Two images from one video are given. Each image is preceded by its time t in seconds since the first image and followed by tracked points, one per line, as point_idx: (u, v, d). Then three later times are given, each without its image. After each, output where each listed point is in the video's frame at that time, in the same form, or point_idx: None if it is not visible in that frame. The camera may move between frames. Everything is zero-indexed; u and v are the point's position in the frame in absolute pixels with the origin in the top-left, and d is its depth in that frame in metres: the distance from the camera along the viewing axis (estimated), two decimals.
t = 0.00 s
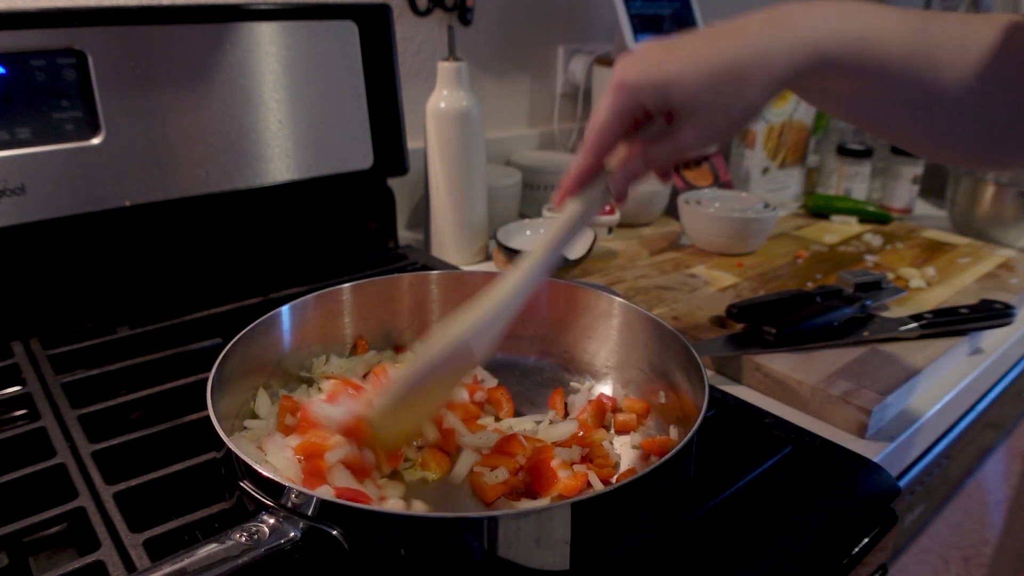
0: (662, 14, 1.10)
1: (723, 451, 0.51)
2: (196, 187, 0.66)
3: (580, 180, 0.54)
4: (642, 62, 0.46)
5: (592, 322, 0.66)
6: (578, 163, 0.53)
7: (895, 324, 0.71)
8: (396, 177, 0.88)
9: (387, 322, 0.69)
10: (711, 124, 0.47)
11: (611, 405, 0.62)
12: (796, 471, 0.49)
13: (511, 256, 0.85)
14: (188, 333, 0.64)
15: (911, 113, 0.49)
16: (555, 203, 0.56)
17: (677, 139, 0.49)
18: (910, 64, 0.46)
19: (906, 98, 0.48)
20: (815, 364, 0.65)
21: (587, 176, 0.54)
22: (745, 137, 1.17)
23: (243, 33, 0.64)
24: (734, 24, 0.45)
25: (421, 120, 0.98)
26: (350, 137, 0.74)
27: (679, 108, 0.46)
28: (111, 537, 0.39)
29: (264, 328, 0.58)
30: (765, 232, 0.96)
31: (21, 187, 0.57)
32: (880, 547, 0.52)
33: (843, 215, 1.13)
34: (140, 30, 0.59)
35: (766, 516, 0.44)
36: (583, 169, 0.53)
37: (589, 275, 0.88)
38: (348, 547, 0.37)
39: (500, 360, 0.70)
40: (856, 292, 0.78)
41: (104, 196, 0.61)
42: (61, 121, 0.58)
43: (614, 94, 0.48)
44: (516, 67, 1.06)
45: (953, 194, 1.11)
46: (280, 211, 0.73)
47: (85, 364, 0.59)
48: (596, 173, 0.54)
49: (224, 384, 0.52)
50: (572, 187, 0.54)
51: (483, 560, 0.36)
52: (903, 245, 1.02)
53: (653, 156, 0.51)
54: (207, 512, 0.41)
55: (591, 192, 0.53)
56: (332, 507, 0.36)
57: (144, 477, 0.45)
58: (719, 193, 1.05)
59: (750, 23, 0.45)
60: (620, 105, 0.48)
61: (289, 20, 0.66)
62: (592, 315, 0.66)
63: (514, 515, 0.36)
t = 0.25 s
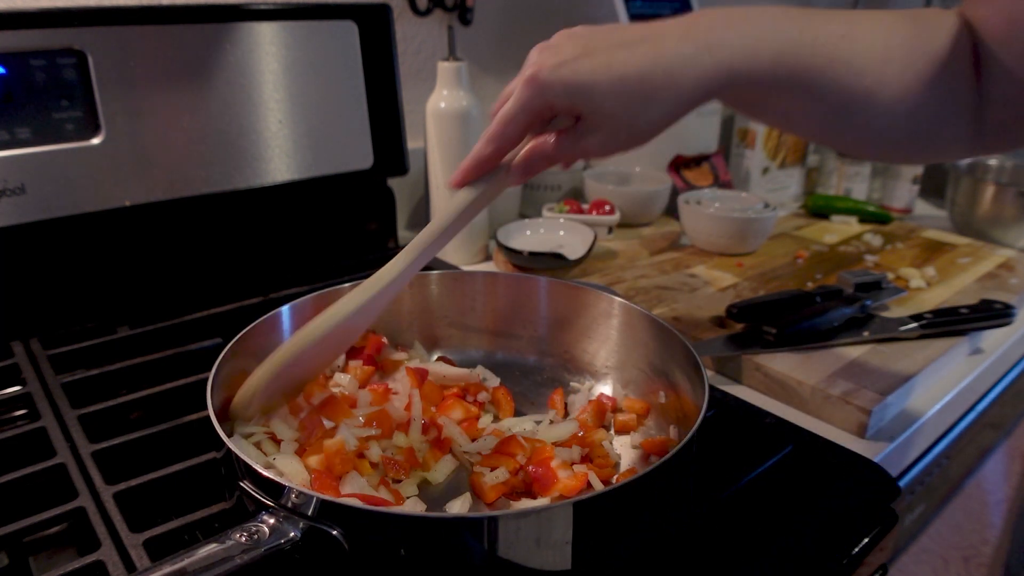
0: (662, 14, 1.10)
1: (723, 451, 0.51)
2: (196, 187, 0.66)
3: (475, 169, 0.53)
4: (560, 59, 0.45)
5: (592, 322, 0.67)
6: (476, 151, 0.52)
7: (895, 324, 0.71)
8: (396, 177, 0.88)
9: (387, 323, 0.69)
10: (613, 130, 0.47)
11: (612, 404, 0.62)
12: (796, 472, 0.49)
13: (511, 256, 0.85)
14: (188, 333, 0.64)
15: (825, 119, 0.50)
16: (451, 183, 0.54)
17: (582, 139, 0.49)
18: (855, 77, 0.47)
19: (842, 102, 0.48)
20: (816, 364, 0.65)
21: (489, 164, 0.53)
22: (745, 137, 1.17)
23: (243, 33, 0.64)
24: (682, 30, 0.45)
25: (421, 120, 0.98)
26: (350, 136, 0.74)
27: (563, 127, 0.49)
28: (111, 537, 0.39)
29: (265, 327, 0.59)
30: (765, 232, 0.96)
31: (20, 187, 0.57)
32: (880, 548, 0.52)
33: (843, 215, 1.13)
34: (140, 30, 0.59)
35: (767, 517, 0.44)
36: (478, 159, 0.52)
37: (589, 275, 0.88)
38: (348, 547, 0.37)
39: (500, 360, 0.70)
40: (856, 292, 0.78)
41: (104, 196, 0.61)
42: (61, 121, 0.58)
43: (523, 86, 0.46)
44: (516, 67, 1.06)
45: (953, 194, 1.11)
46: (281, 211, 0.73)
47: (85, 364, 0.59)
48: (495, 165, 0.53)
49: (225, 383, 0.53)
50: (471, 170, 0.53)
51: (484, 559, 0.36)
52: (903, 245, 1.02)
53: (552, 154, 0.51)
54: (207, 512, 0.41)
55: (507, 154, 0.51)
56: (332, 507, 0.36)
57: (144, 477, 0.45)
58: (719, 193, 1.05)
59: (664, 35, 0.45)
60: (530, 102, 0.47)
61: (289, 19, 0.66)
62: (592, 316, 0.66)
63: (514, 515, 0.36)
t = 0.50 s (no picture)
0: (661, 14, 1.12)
1: (723, 451, 0.51)
2: (196, 187, 0.66)
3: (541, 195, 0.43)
4: (626, 25, 0.36)
5: (592, 322, 0.66)
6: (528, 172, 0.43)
7: (895, 324, 0.71)
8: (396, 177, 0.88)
9: (387, 323, 0.69)
10: (684, 96, 0.41)
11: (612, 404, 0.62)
12: (795, 472, 0.49)
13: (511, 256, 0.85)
14: (188, 333, 0.64)
15: (834, 58, 0.50)
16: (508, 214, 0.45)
17: (637, 101, 0.42)
18: (862, 11, 0.46)
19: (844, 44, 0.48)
20: (815, 364, 0.65)
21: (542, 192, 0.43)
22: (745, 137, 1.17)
23: (243, 33, 0.64)
24: None
25: (421, 120, 0.98)
26: (350, 136, 0.74)
27: (552, 105, 0.42)
28: (111, 537, 0.39)
29: (263, 328, 0.59)
30: (765, 232, 0.96)
31: (20, 187, 0.57)
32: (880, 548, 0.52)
33: (843, 215, 1.13)
34: (140, 29, 0.59)
35: (766, 517, 0.44)
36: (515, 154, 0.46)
37: (589, 275, 0.88)
38: (348, 547, 0.37)
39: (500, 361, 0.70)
40: (856, 292, 0.78)
41: (104, 196, 0.61)
42: (61, 121, 0.58)
43: (588, 71, 0.36)
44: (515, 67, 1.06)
45: (953, 194, 1.11)
46: (280, 211, 0.73)
47: (85, 364, 0.59)
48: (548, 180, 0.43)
49: (224, 383, 0.53)
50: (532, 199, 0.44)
51: (483, 559, 0.36)
52: (903, 245, 1.02)
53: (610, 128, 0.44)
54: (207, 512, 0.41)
55: (531, 149, 0.43)
56: (332, 508, 0.36)
57: (144, 477, 0.45)
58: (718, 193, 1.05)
59: None
60: (603, 82, 0.37)
61: (289, 20, 0.66)
62: (593, 316, 0.66)
63: (514, 515, 0.36)
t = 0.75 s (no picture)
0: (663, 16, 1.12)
1: (723, 450, 0.51)
2: (196, 187, 0.66)
3: (451, 127, 0.52)
4: (514, 13, 0.44)
5: (592, 322, 0.66)
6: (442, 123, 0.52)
7: (895, 324, 0.71)
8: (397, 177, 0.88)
9: (387, 322, 0.69)
10: (573, 72, 0.48)
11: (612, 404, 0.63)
12: (795, 472, 0.49)
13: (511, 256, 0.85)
14: (187, 333, 0.64)
15: (776, 53, 0.52)
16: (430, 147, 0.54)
17: (540, 86, 0.50)
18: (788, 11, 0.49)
19: (779, 38, 0.51)
20: (815, 364, 0.65)
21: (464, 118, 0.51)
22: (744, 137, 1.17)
23: (243, 33, 0.64)
24: None
25: (421, 120, 0.98)
26: (350, 136, 0.74)
27: (528, 72, 0.48)
28: (111, 537, 0.39)
29: (264, 328, 0.59)
30: (765, 232, 0.96)
31: (20, 187, 0.57)
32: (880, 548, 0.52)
33: (843, 215, 1.14)
34: (141, 29, 0.59)
35: (767, 517, 0.44)
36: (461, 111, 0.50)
37: (589, 275, 0.88)
38: (348, 547, 0.37)
39: (500, 361, 0.70)
40: (856, 292, 0.78)
41: (104, 196, 0.61)
42: (61, 121, 0.58)
43: (484, 47, 0.45)
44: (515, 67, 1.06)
45: (954, 194, 1.11)
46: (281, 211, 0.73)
47: (85, 364, 0.59)
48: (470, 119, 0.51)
49: (224, 384, 0.53)
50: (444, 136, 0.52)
51: (483, 559, 0.36)
52: (903, 245, 1.02)
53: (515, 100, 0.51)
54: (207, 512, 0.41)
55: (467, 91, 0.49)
56: (332, 508, 0.36)
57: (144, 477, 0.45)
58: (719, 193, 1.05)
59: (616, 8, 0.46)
60: (496, 54, 0.46)
61: (289, 19, 0.66)
62: (593, 316, 0.66)
63: (514, 515, 0.36)
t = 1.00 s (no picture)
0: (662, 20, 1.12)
1: (723, 450, 0.51)
2: (196, 187, 0.66)
3: (558, 131, 0.49)
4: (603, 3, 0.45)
5: (591, 322, 0.66)
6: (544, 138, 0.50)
7: (895, 324, 0.71)
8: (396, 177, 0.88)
9: (387, 322, 0.69)
10: (669, 50, 0.48)
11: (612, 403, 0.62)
12: (796, 472, 0.49)
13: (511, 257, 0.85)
14: (187, 333, 0.64)
15: (828, 42, 0.53)
16: (533, 158, 0.51)
17: (635, 76, 0.50)
18: None
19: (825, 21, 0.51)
20: (815, 364, 0.65)
21: (560, 128, 0.49)
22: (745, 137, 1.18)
23: (243, 33, 0.64)
24: None
25: (421, 120, 0.98)
26: (350, 136, 0.74)
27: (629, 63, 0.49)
28: (111, 537, 0.39)
29: (263, 327, 0.59)
30: (766, 232, 0.96)
31: (20, 187, 0.57)
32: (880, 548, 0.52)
33: (843, 215, 1.14)
34: (141, 29, 0.59)
35: (767, 517, 0.44)
36: (560, 121, 0.49)
37: (589, 275, 0.88)
38: (348, 547, 0.37)
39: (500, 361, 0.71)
40: (856, 292, 0.78)
41: (104, 196, 0.61)
42: (61, 121, 0.58)
43: (574, 40, 0.46)
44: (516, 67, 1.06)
45: (954, 194, 1.11)
46: (281, 211, 0.73)
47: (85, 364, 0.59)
48: (569, 128, 0.50)
49: (223, 383, 0.52)
50: (547, 149, 0.50)
51: (483, 559, 0.36)
52: (903, 245, 1.02)
53: (615, 95, 0.50)
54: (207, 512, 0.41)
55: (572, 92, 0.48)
56: (332, 508, 0.36)
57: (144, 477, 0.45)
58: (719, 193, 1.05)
59: None
60: (591, 49, 0.46)
61: (289, 19, 0.66)
62: (593, 316, 0.66)
63: (514, 515, 0.36)
